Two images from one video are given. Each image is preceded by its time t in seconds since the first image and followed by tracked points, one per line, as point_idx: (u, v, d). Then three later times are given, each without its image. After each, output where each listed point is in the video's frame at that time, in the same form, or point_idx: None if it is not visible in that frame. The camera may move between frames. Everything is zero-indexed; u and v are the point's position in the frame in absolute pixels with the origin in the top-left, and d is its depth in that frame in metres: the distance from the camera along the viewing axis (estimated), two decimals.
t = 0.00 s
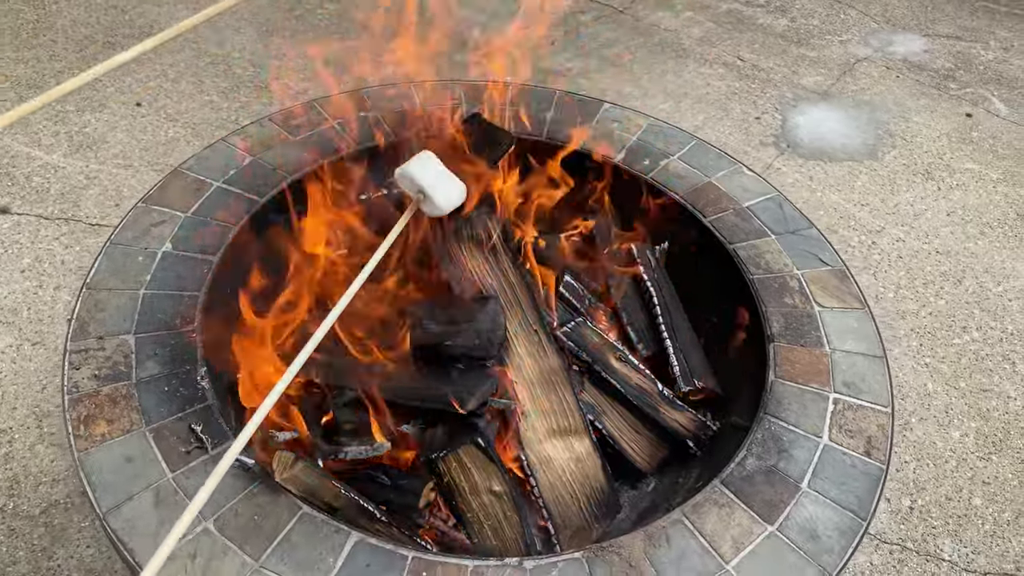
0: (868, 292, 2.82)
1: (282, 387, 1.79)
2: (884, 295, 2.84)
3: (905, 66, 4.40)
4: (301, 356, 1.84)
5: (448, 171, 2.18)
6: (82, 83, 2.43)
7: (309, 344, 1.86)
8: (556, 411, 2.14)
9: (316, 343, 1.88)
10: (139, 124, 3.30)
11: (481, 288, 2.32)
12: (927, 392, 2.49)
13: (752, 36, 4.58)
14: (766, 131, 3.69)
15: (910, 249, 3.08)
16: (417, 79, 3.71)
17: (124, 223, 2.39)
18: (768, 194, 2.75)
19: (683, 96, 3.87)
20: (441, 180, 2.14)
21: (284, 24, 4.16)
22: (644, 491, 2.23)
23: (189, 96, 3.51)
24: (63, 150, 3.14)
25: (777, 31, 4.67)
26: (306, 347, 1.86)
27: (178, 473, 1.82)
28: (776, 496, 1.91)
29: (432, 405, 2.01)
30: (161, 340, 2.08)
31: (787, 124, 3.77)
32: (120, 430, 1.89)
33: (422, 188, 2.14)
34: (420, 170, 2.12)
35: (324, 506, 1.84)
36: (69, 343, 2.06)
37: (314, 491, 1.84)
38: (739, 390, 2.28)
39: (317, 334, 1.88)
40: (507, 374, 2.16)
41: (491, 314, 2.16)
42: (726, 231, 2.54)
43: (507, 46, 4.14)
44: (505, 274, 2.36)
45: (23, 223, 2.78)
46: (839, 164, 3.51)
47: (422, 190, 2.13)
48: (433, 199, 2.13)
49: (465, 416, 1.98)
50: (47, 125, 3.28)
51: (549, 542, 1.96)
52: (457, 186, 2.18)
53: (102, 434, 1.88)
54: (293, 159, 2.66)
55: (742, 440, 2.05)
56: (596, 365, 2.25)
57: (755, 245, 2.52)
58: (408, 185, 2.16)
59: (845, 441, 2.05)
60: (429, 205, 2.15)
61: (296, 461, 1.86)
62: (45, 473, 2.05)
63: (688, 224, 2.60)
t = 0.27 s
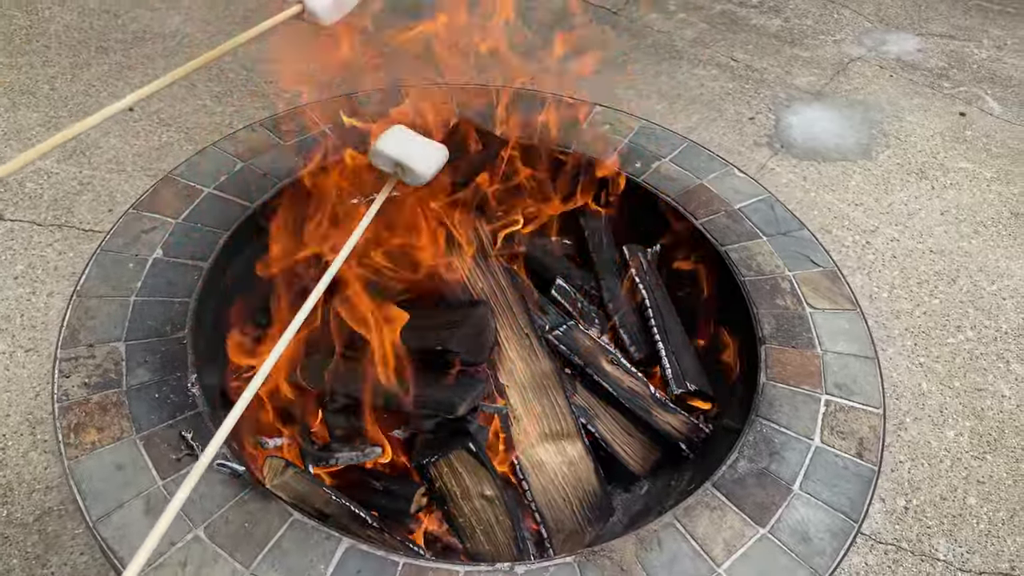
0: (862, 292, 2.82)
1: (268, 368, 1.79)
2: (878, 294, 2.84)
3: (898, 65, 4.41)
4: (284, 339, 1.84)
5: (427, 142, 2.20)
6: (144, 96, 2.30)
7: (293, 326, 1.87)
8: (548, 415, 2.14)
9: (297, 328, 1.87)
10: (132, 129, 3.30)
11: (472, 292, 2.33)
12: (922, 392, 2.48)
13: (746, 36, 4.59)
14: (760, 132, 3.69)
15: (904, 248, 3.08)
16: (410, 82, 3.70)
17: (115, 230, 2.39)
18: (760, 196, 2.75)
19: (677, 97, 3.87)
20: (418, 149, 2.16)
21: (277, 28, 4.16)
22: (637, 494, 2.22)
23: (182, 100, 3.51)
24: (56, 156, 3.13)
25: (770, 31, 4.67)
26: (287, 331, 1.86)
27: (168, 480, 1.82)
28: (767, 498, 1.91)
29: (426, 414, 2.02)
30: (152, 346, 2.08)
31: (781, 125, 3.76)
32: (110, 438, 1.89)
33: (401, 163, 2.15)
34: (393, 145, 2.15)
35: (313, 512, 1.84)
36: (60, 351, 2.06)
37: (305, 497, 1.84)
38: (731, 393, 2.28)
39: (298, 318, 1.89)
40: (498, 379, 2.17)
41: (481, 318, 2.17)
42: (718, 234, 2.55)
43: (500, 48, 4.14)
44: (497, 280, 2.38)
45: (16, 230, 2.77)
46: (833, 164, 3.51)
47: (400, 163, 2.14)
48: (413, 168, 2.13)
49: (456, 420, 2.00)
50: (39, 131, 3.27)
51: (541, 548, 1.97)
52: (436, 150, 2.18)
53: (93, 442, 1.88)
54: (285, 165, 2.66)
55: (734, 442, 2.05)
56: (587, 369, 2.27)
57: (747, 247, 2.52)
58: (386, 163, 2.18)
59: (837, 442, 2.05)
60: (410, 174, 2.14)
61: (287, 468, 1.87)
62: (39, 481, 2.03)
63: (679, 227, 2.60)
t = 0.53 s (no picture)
0: (858, 294, 2.83)
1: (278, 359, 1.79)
2: (874, 295, 2.85)
3: (893, 66, 4.42)
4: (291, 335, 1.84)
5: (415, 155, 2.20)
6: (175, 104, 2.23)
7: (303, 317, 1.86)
8: (544, 421, 2.15)
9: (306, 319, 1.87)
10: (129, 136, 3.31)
11: (467, 300, 2.35)
12: (918, 393, 2.49)
13: (741, 38, 4.60)
14: (755, 134, 3.70)
15: (899, 249, 3.09)
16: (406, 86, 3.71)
17: (111, 239, 2.40)
18: (754, 200, 2.76)
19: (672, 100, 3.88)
20: (410, 161, 2.17)
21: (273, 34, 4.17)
22: (634, 497, 2.22)
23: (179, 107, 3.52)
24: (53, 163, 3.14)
25: (765, 33, 4.68)
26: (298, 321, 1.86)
27: (165, 489, 1.83)
28: (762, 501, 1.92)
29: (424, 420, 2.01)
30: (148, 355, 2.08)
31: (776, 126, 3.77)
32: (107, 447, 1.90)
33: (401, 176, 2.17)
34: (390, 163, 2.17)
35: (311, 519, 1.85)
36: (56, 360, 2.07)
37: (301, 505, 1.86)
38: (726, 396, 2.29)
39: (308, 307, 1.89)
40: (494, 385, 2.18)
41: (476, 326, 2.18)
42: (712, 237, 2.56)
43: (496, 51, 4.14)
44: (494, 288, 2.39)
45: (13, 237, 2.76)
46: (829, 165, 3.52)
47: (395, 178, 2.15)
48: (409, 181, 2.14)
49: (450, 427, 2.00)
50: (36, 138, 3.27)
51: (538, 551, 1.96)
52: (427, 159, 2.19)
53: (90, 450, 1.89)
54: (280, 172, 2.66)
55: (729, 446, 2.06)
56: (583, 373, 2.27)
57: (741, 251, 2.53)
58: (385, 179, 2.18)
59: (831, 445, 2.06)
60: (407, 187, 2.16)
61: (283, 476, 1.88)
62: (37, 489, 2.02)
63: (674, 231, 2.61)
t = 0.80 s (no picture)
0: (855, 292, 2.83)
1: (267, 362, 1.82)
2: (871, 294, 2.85)
3: (889, 65, 4.42)
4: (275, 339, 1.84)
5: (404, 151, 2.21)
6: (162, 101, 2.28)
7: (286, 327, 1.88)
8: (539, 420, 2.15)
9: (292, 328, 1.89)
10: (126, 139, 3.31)
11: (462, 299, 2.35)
12: (915, 391, 2.49)
13: (737, 38, 4.60)
14: (752, 134, 3.70)
15: (896, 247, 3.09)
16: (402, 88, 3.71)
17: (106, 240, 2.41)
18: (748, 199, 2.77)
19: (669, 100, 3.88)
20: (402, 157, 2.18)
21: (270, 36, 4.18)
22: (630, 496, 2.22)
23: (176, 110, 3.53)
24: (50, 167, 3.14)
25: (762, 33, 4.68)
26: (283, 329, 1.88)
27: (159, 490, 1.83)
28: (756, 499, 1.92)
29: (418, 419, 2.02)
30: (143, 356, 2.08)
31: (773, 126, 3.78)
32: (101, 448, 1.90)
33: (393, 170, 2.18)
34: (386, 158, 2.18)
35: (305, 519, 1.85)
36: (51, 362, 2.07)
37: (296, 505, 1.86)
38: (721, 394, 2.29)
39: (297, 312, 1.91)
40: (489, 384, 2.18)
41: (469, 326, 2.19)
42: (706, 236, 2.56)
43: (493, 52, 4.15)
44: (488, 287, 2.39)
45: (10, 241, 2.74)
46: (825, 164, 3.53)
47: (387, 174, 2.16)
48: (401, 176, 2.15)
49: (446, 426, 2.00)
50: (33, 141, 3.27)
51: (534, 551, 1.97)
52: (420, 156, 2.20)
53: (84, 452, 1.89)
54: (275, 173, 2.67)
55: (723, 444, 2.06)
56: (577, 372, 2.28)
57: (735, 249, 2.54)
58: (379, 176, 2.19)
59: (826, 443, 2.06)
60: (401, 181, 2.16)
61: (277, 476, 1.89)
62: (34, 491, 1.92)
63: (668, 229, 2.62)
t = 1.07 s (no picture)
0: (853, 294, 2.83)
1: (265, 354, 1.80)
2: (869, 295, 2.85)
3: (888, 66, 4.43)
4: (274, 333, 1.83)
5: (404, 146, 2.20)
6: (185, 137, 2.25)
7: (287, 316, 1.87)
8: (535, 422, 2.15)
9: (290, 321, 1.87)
10: (125, 144, 3.32)
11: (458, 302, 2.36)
12: (913, 393, 2.49)
13: (735, 40, 4.61)
14: (750, 135, 3.70)
15: (894, 249, 3.09)
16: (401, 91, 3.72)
17: (103, 245, 2.41)
18: (745, 201, 2.77)
19: (667, 102, 3.89)
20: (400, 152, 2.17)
21: (268, 40, 4.18)
22: (627, 499, 2.22)
23: (175, 114, 3.53)
24: (49, 171, 3.14)
25: (760, 35, 4.69)
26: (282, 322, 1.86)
27: (156, 494, 1.83)
28: (753, 501, 1.92)
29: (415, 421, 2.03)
30: (140, 360, 2.09)
31: (771, 128, 3.78)
32: (98, 452, 1.90)
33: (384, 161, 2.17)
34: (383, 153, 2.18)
35: (302, 522, 1.85)
36: (49, 366, 2.07)
37: (293, 509, 1.85)
38: (718, 396, 2.30)
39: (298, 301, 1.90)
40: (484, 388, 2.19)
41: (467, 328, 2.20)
42: (703, 238, 2.57)
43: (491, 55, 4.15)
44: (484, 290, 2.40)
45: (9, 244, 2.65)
46: (823, 166, 3.53)
47: (383, 167, 2.15)
48: (397, 169, 2.14)
49: (441, 428, 2.01)
50: (32, 145, 3.27)
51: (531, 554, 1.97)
52: (418, 149, 2.18)
53: (81, 456, 1.89)
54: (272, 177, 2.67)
55: (720, 446, 2.06)
56: (575, 376, 2.25)
57: (732, 252, 2.54)
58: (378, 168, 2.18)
59: (823, 445, 2.07)
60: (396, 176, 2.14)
61: (273, 479, 1.86)
62: (33, 495, 1.93)
63: (665, 232, 2.63)
